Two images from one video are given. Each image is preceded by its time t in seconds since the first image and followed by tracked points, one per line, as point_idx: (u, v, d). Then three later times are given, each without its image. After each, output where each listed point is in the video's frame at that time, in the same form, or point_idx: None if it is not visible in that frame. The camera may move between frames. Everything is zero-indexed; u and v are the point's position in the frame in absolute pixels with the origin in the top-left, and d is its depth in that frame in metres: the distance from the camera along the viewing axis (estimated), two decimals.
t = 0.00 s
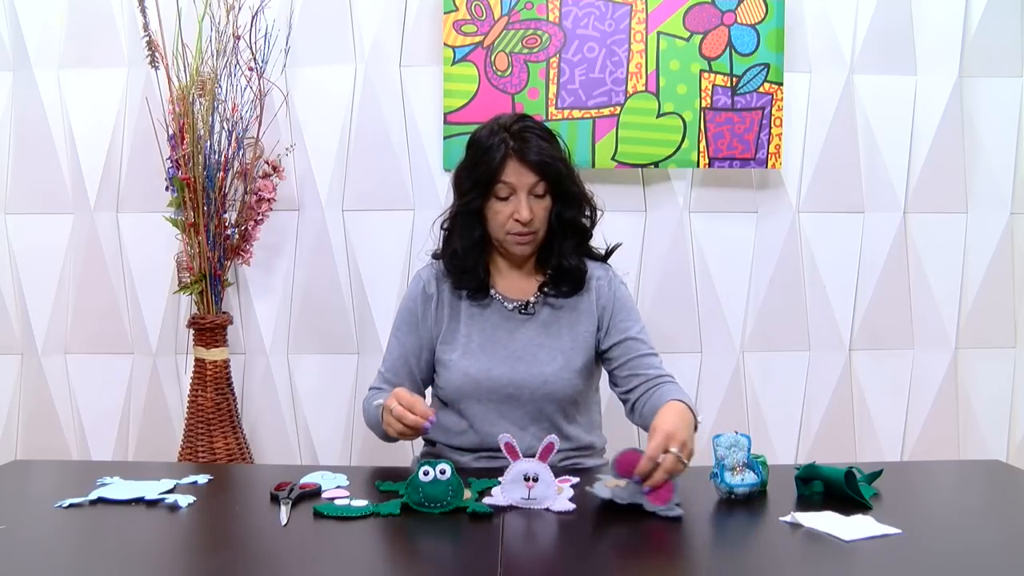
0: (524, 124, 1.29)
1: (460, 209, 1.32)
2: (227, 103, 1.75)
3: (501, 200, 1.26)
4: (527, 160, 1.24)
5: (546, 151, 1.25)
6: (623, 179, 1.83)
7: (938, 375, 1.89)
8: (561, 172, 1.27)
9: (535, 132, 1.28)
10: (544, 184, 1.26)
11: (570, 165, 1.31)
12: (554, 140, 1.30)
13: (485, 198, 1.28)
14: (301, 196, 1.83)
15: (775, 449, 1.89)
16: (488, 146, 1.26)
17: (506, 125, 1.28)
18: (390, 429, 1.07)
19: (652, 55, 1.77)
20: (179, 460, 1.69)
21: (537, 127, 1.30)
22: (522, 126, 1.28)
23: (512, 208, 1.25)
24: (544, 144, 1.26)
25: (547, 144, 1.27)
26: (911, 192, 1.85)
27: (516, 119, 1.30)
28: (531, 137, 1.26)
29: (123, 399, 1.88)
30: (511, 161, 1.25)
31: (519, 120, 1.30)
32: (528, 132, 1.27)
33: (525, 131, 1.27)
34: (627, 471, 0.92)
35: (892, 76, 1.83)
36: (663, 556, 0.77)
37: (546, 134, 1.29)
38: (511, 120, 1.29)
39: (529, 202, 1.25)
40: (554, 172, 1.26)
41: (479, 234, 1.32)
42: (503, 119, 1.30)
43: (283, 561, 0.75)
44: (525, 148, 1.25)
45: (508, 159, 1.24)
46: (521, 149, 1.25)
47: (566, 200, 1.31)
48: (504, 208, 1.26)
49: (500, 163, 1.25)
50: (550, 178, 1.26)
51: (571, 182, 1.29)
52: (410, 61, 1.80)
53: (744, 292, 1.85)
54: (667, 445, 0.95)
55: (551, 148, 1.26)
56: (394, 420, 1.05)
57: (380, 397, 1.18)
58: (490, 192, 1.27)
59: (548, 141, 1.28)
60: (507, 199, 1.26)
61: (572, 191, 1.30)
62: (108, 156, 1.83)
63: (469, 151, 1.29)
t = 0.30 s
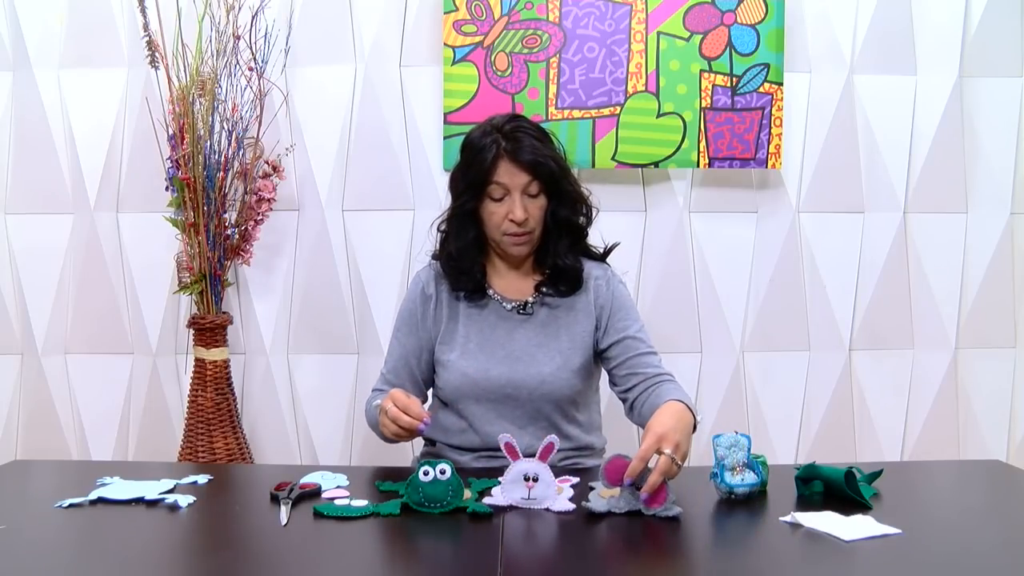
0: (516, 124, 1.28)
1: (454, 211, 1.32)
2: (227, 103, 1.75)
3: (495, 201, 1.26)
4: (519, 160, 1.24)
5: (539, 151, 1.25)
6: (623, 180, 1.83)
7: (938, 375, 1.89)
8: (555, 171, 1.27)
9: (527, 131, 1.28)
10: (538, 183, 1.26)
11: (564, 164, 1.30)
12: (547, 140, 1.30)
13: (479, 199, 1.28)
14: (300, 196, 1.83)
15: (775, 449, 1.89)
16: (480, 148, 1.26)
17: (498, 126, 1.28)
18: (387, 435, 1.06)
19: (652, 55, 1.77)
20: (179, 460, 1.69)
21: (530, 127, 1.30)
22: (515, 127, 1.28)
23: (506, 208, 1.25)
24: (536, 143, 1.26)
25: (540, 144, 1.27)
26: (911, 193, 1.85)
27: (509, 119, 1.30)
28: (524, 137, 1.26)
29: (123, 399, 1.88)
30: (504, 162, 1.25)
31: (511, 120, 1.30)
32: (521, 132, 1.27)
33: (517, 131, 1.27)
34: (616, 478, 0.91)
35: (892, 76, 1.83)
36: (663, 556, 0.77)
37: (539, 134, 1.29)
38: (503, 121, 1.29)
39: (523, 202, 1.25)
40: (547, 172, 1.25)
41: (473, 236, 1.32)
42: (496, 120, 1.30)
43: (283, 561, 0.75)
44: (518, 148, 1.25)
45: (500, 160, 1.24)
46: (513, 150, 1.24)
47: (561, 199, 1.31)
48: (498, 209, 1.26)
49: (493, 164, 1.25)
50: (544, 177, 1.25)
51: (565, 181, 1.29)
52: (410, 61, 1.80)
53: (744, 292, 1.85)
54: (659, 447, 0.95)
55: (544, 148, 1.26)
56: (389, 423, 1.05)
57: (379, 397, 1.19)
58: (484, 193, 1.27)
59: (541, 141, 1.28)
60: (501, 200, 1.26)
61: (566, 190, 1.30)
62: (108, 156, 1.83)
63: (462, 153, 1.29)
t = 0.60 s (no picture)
0: (516, 124, 1.29)
1: (454, 211, 1.32)
2: (227, 103, 1.75)
3: (494, 201, 1.26)
4: (518, 160, 1.24)
5: (537, 150, 1.25)
6: (623, 180, 1.83)
7: (938, 375, 1.89)
8: (554, 171, 1.27)
9: (526, 131, 1.28)
10: (537, 183, 1.26)
11: (564, 164, 1.30)
12: (546, 139, 1.30)
13: (478, 199, 1.28)
14: (300, 196, 1.83)
15: (775, 449, 1.89)
16: (479, 148, 1.26)
17: (497, 126, 1.29)
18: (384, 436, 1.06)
19: (652, 55, 1.77)
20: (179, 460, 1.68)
21: (529, 127, 1.30)
22: (514, 126, 1.28)
23: (506, 208, 1.25)
24: (535, 143, 1.26)
25: (539, 143, 1.27)
26: (911, 193, 1.85)
27: (508, 119, 1.30)
28: (523, 136, 1.26)
29: (123, 399, 1.88)
30: (503, 162, 1.25)
31: (511, 120, 1.30)
32: (520, 132, 1.27)
33: (516, 130, 1.27)
34: (618, 477, 0.92)
35: (891, 76, 1.83)
36: (663, 556, 0.77)
37: (538, 134, 1.29)
38: (502, 120, 1.29)
39: (522, 201, 1.25)
40: (546, 171, 1.25)
41: (473, 236, 1.32)
42: (495, 120, 1.30)
43: (283, 561, 0.75)
44: (517, 148, 1.25)
45: (499, 159, 1.24)
46: (512, 149, 1.24)
47: (560, 199, 1.30)
48: (498, 209, 1.26)
49: (492, 163, 1.25)
50: (543, 177, 1.25)
51: (565, 180, 1.29)
52: (410, 61, 1.80)
53: (744, 292, 1.85)
54: (664, 442, 0.96)
55: (543, 148, 1.26)
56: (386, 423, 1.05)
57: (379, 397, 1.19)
58: (483, 193, 1.27)
59: (540, 140, 1.28)
60: (500, 199, 1.26)
61: (566, 190, 1.30)
62: (108, 156, 1.83)
63: (461, 153, 1.29)
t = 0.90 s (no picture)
0: (517, 124, 1.29)
1: (454, 211, 1.32)
2: (227, 103, 1.75)
3: (495, 201, 1.26)
4: (519, 160, 1.24)
5: (538, 150, 1.25)
6: (623, 179, 1.83)
7: (938, 375, 1.89)
8: (555, 170, 1.27)
9: (527, 131, 1.28)
10: (538, 182, 1.26)
11: (564, 163, 1.30)
12: (546, 139, 1.30)
13: (479, 199, 1.28)
14: (300, 196, 1.83)
15: (775, 449, 1.89)
16: (480, 147, 1.26)
17: (498, 126, 1.29)
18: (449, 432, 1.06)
19: (652, 55, 1.77)
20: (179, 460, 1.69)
21: (529, 127, 1.30)
22: (515, 126, 1.28)
23: (507, 208, 1.25)
24: (536, 142, 1.26)
25: (539, 143, 1.27)
26: (911, 192, 1.85)
27: (509, 119, 1.30)
28: (524, 136, 1.26)
29: (123, 399, 1.88)
30: (504, 161, 1.25)
31: (512, 120, 1.30)
32: (521, 131, 1.27)
33: (517, 130, 1.27)
34: (617, 479, 0.91)
35: (891, 76, 1.83)
36: (663, 556, 0.77)
37: (539, 133, 1.29)
38: (503, 120, 1.30)
39: (524, 201, 1.25)
40: (547, 170, 1.25)
41: (474, 236, 1.32)
42: (496, 120, 1.31)
43: (284, 562, 0.75)
44: (518, 147, 1.25)
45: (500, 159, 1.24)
46: (513, 149, 1.25)
47: (561, 199, 1.31)
48: (499, 208, 1.25)
49: (493, 163, 1.25)
50: (543, 177, 1.25)
51: (565, 180, 1.29)
52: (410, 61, 1.80)
53: (744, 292, 1.86)
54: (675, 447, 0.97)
55: (544, 147, 1.26)
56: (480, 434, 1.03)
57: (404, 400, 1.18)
58: (484, 193, 1.27)
59: (541, 140, 1.28)
60: (501, 199, 1.26)
61: (566, 189, 1.30)
62: (108, 156, 1.83)
63: (462, 153, 1.29)
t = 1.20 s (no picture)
0: (524, 123, 1.26)
1: (460, 210, 1.27)
2: (227, 103, 1.75)
3: (503, 200, 1.23)
4: (527, 158, 1.21)
5: (546, 149, 1.22)
6: (623, 179, 1.83)
7: (938, 375, 1.89)
8: (563, 170, 1.24)
9: (535, 129, 1.25)
10: (546, 181, 1.23)
11: (571, 162, 1.28)
12: (553, 137, 1.27)
13: (487, 198, 1.25)
14: (300, 196, 1.83)
15: (775, 449, 1.89)
16: (488, 146, 1.23)
17: (505, 124, 1.25)
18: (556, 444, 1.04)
19: (652, 55, 1.77)
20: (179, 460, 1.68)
21: (536, 126, 1.27)
22: (522, 125, 1.25)
23: (515, 207, 1.21)
24: (543, 141, 1.24)
25: (547, 142, 1.24)
26: (911, 193, 1.85)
27: (515, 118, 1.27)
28: (531, 135, 1.23)
29: (123, 399, 1.88)
30: (512, 160, 1.22)
31: (518, 119, 1.27)
32: (528, 130, 1.24)
33: (525, 129, 1.24)
34: (617, 478, 0.92)
35: (891, 76, 1.83)
36: (664, 555, 0.77)
37: (546, 132, 1.26)
38: (510, 119, 1.26)
39: (532, 200, 1.22)
40: (556, 170, 1.23)
41: (481, 235, 1.26)
42: (502, 118, 1.27)
43: (283, 561, 0.75)
44: (526, 146, 1.22)
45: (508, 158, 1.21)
46: (521, 147, 1.21)
47: (569, 198, 1.28)
48: (507, 207, 1.22)
49: (501, 162, 1.21)
50: (552, 176, 1.23)
51: (573, 179, 1.27)
52: (410, 61, 1.80)
53: (744, 292, 1.86)
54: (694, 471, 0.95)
55: (552, 146, 1.23)
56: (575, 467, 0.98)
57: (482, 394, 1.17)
58: (491, 191, 1.23)
59: (548, 139, 1.25)
60: (509, 198, 1.23)
61: (574, 189, 1.27)
62: (108, 156, 1.83)
63: (469, 152, 1.26)
